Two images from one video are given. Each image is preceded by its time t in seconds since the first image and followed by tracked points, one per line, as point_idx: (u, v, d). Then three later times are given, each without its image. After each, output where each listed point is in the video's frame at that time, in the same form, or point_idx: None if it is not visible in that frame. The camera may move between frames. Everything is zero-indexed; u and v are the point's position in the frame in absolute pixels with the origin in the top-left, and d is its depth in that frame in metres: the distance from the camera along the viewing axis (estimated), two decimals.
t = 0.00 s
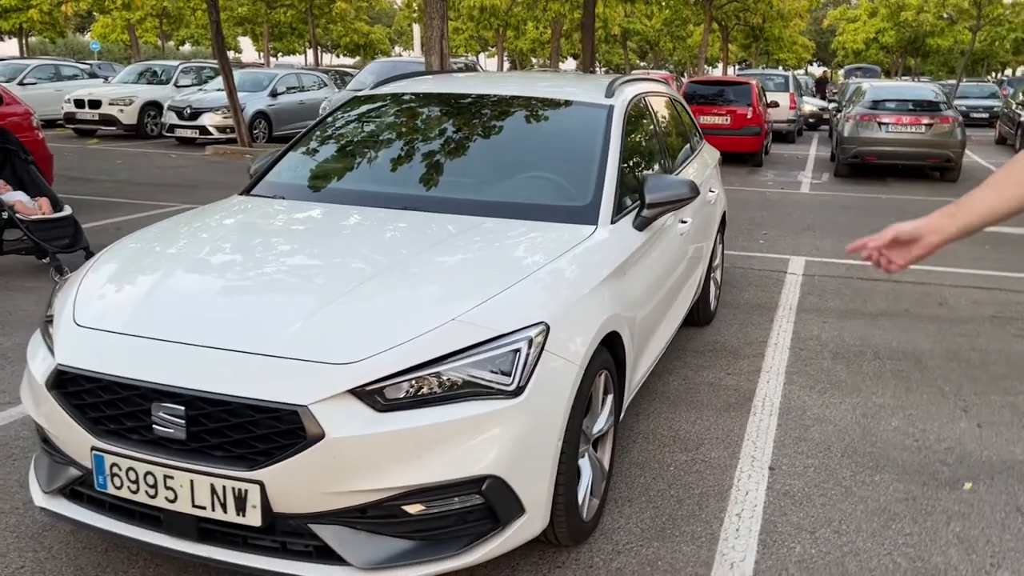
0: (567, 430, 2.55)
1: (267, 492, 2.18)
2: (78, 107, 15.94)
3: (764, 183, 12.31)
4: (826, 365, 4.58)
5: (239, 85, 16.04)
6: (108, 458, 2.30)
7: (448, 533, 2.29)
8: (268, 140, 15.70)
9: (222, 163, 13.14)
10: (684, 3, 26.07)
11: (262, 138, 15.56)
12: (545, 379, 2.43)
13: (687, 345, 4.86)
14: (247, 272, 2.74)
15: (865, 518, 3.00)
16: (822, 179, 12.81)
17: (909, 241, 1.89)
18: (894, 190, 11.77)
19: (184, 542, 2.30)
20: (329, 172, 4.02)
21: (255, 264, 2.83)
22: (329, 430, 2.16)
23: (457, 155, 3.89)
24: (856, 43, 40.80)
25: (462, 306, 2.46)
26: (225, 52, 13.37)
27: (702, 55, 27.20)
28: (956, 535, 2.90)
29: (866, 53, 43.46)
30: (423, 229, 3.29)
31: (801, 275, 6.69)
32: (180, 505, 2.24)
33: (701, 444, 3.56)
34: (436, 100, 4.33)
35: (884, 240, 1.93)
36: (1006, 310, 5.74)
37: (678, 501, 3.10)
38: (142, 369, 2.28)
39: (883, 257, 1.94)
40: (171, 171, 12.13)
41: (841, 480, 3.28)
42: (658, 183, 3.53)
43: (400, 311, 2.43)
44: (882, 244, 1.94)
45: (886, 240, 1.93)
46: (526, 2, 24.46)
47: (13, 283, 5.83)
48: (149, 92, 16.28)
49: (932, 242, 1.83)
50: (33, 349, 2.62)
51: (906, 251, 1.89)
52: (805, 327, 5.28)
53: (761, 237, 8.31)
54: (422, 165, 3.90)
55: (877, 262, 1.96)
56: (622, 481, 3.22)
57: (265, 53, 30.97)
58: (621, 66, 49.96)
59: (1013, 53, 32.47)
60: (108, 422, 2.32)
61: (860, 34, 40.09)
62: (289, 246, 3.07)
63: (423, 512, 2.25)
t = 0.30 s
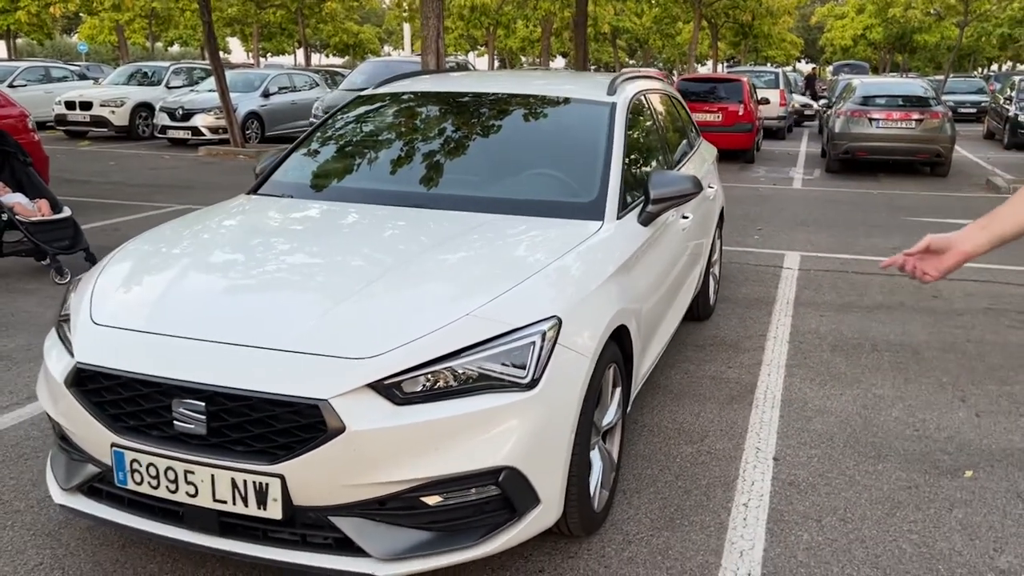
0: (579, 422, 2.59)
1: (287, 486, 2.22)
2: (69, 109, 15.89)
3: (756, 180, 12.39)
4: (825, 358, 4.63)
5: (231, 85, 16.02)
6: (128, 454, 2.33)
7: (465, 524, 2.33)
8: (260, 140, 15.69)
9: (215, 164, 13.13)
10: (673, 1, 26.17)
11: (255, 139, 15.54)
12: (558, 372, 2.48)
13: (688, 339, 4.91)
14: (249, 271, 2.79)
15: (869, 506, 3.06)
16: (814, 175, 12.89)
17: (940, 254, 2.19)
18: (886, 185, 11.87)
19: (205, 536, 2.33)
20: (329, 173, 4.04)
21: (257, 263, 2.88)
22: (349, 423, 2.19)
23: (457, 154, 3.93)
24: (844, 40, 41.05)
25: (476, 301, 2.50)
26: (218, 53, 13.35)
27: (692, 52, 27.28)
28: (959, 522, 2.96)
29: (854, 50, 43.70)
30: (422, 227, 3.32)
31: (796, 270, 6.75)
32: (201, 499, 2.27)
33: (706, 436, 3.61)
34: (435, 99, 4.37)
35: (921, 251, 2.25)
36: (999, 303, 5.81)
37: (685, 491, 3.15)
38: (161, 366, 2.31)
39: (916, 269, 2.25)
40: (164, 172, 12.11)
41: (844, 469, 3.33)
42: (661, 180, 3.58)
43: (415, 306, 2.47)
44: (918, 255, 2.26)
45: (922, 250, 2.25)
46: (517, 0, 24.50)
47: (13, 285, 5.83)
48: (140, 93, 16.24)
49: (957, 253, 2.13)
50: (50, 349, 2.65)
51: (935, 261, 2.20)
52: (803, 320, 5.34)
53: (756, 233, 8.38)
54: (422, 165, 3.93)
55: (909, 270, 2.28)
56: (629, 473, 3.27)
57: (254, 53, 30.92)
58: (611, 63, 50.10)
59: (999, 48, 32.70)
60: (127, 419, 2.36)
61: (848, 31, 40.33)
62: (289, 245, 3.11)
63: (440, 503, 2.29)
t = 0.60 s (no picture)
0: (584, 419, 2.63)
1: (298, 483, 2.25)
2: (59, 113, 15.84)
3: (747, 180, 12.47)
4: (820, 355, 4.68)
5: (222, 88, 16.00)
6: (139, 454, 2.35)
7: (473, 520, 2.36)
8: (252, 143, 15.67)
9: (207, 167, 13.11)
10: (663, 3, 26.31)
11: (246, 142, 15.52)
12: (563, 369, 2.51)
13: (685, 338, 4.96)
14: (248, 272, 2.83)
15: (868, 499, 3.10)
16: (804, 175, 12.99)
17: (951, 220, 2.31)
18: (876, 184, 11.96)
19: (216, 535, 2.36)
20: (327, 176, 4.06)
21: (255, 264, 2.92)
22: (359, 421, 2.22)
23: (454, 156, 3.96)
24: (831, 41, 41.32)
25: (481, 300, 2.54)
26: (209, 56, 13.33)
27: (681, 54, 27.42)
28: (956, 514, 3.00)
29: (842, 51, 43.96)
30: (419, 227, 3.35)
31: (790, 269, 6.81)
32: (212, 497, 2.30)
33: (705, 433, 3.65)
34: (431, 102, 4.39)
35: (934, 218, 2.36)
36: (990, 300, 5.89)
37: (687, 487, 3.19)
38: (171, 366, 2.33)
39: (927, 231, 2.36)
40: (156, 175, 12.09)
41: (843, 464, 3.37)
42: (660, 180, 3.63)
43: (421, 305, 2.51)
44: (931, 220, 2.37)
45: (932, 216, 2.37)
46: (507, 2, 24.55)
47: (9, 290, 5.82)
48: (131, 97, 16.20)
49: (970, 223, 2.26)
50: (58, 351, 2.67)
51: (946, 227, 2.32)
52: (798, 318, 5.39)
53: (749, 233, 8.44)
54: (419, 168, 3.95)
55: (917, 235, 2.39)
56: (631, 470, 3.31)
57: (244, 57, 30.88)
58: (599, 64, 50.25)
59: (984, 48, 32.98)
60: (137, 419, 2.38)
61: (836, 31, 40.58)
62: (286, 247, 3.14)
63: (449, 499, 2.32)
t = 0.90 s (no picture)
0: (582, 418, 2.65)
1: (299, 483, 2.27)
2: (49, 117, 15.77)
3: (738, 182, 12.54)
4: (813, 355, 4.73)
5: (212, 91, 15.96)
6: (140, 455, 2.37)
7: (473, 518, 2.38)
8: (242, 146, 15.65)
9: (198, 170, 13.09)
10: (653, 6, 26.43)
11: (237, 145, 15.49)
12: (561, 369, 2.54)
13: (678, 339, 4.99)
14: (243, 274, 2.84)
15: (862, 497, 3.14)
16: (794, 177, 13.07)
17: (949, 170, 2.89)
18: (865, 186, 12.05)
19: (216, 535, 2.37)
20: (321, 179, 4.07)
21: (249, 267, 2.93)
22: (360, 420, 2.24)
23: (448, 159, 3.98)
24: (819, 43, 41.58)
25: (479, 301, 2.56)
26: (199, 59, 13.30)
27: (671, 57, 27.54)
28: (948, 511, 3.04)
29: (830, 54, 44.23)
30: (414, 229, 3.37)
31: (781, 270, 6.86)
32: (213, 498, 2.31)
33: (700, 432, 3.68)
34: (424, 105, 4.42)
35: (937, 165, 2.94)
36: (978, 300, 5.95)
37: (682, 486, 3.22)
38: (172, 368, 2.35)
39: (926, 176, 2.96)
40: (147, 179, 12.06)
41: (836, 462, 3.41)
42: (654, 182, 3.66)
43: (420, 306, 2.53)
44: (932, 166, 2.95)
45: (936, 163, 2.95)
46: (497, 5, 24.57)
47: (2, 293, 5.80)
48: (120, 100, 16.15)
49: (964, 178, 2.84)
50: (57, 353, 2.68)
51: (946, 172, 2.90)
52: (790, 319, 5.43)
53: (740, 235, 8.49)
54: (413, 171, 3.97)
55: (919, 176, 2.98)
56: (627, 469, 3.33)
57: (234, 61, 30.80)
58: (589, 67, 50.39)
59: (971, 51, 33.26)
60: (138, 421, 2.40)
61: (824, 35, 40.81)
62: (280, 250, 3.16)
63: (449, 498, 2.34)
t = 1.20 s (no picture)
0: (570, 419, 2.66)
1: (287, 485, 2.27)
2: (33, 120, 15.66)
3: (724, 186, 12.60)
4: (799, 357, 4.76)
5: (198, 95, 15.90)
6: (127, 458, 2.36)
7: (461, 520, 2.38)
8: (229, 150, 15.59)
9: (185, 174, 13.04)
10: (640, 10, 26.52)
11: (224, 149, 15.43)
12: (549, 371, 2.55)
13: (665, 341, 5.01)
14: (229, 277, 2.85)
15: (848, 497, 3.16)
16: (780, 181, 13.14)
17: (984, 166, 3.07)
18: (850, 190, 12.14)
19: (204, 538, 2.36)
20: (309, 182, 4.07)
21: (236, 270, 2.93)
22: (349, 422, 2.24)
23: (436, 162, 3.99)
24: (805, 49, 41.90)
25: (468, 303, 2.57)
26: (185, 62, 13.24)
27: (659, 61, 27.65)
28: (933, 510, 3.07)
29: (816, 58, 44.55)
30: (400, 232, 3.38)
31: (767, 273, 6.90)
32: (200, 501, 2.31)
33: (687, 434, 3.70)
34: (412, 108, 4.42)
35: (969, 164, 3.11)
36: (962, 302, 6.00)
37: (670, 487, 3.23)
38: (159, 370, 2.34)
39: (963, 175, 3.10)
40: (132, 183, 11.99)
41: (822, 463, 3.44)
42: (641, 185, 3.68)
43: (409, 309, 2.53)
44: (965, 166, 3.12)
45: (969, 163, 3.11)
46: (484, 9, 24.61)
47: None
48: (105, 104, 16.06)
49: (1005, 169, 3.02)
50: (43, 357, 2.67)
51: (983, 171, 3.06)
52: (776, 321, 5.47)
53: (727, 238, 8.53)
54: (401, 175, 3.97)
55: (957, 176, 3.11)
56: (615, 471, 3.35)
57: (221, 64, 30.68)
58: (577, 71, 50.52)
59: (955, 56, 33.56)
60: (125, 424, 2.39)
61: (810, 39, 41.11)
62: (266, 253, 3.16)
63: (437, 500, 2.35)
